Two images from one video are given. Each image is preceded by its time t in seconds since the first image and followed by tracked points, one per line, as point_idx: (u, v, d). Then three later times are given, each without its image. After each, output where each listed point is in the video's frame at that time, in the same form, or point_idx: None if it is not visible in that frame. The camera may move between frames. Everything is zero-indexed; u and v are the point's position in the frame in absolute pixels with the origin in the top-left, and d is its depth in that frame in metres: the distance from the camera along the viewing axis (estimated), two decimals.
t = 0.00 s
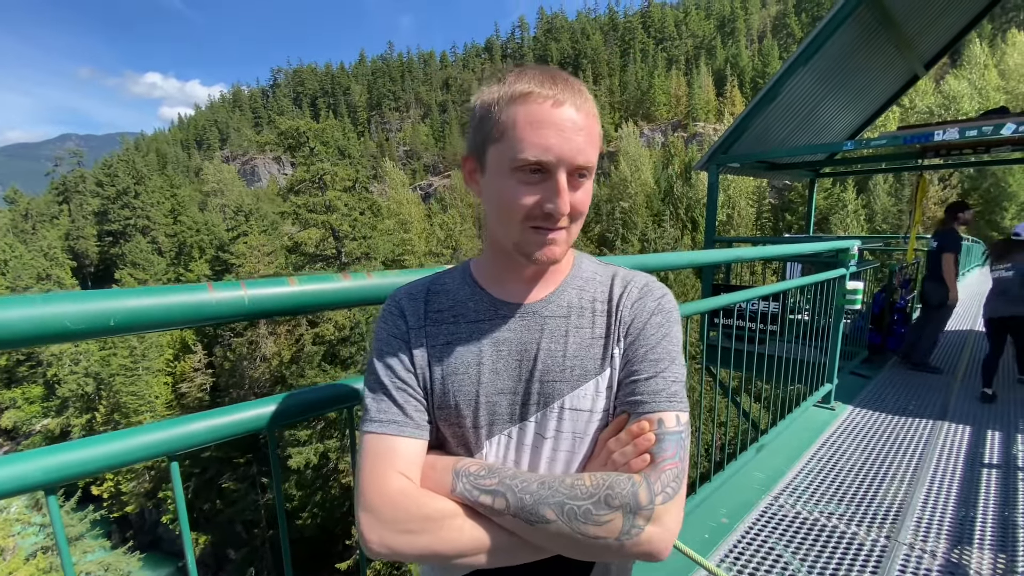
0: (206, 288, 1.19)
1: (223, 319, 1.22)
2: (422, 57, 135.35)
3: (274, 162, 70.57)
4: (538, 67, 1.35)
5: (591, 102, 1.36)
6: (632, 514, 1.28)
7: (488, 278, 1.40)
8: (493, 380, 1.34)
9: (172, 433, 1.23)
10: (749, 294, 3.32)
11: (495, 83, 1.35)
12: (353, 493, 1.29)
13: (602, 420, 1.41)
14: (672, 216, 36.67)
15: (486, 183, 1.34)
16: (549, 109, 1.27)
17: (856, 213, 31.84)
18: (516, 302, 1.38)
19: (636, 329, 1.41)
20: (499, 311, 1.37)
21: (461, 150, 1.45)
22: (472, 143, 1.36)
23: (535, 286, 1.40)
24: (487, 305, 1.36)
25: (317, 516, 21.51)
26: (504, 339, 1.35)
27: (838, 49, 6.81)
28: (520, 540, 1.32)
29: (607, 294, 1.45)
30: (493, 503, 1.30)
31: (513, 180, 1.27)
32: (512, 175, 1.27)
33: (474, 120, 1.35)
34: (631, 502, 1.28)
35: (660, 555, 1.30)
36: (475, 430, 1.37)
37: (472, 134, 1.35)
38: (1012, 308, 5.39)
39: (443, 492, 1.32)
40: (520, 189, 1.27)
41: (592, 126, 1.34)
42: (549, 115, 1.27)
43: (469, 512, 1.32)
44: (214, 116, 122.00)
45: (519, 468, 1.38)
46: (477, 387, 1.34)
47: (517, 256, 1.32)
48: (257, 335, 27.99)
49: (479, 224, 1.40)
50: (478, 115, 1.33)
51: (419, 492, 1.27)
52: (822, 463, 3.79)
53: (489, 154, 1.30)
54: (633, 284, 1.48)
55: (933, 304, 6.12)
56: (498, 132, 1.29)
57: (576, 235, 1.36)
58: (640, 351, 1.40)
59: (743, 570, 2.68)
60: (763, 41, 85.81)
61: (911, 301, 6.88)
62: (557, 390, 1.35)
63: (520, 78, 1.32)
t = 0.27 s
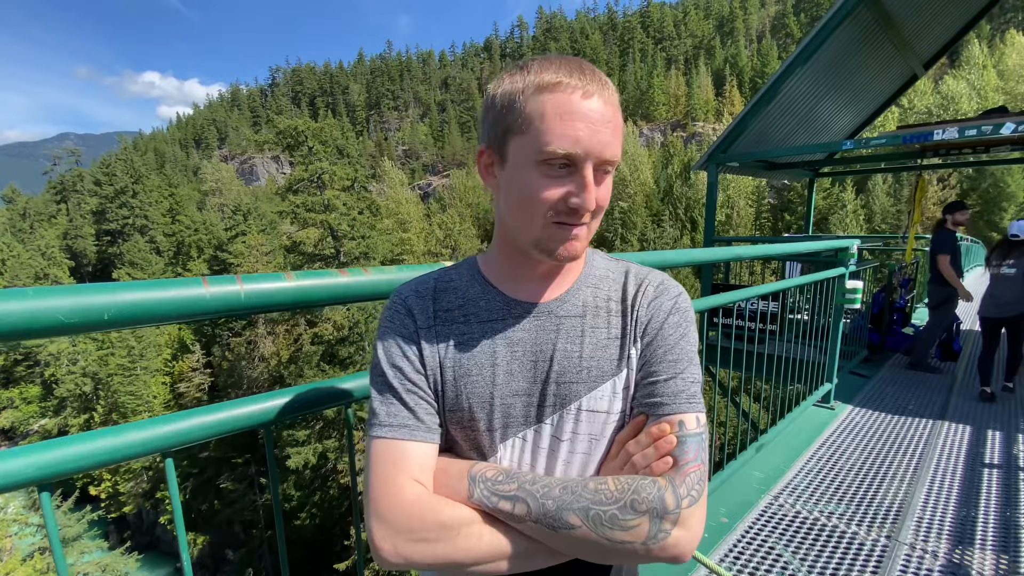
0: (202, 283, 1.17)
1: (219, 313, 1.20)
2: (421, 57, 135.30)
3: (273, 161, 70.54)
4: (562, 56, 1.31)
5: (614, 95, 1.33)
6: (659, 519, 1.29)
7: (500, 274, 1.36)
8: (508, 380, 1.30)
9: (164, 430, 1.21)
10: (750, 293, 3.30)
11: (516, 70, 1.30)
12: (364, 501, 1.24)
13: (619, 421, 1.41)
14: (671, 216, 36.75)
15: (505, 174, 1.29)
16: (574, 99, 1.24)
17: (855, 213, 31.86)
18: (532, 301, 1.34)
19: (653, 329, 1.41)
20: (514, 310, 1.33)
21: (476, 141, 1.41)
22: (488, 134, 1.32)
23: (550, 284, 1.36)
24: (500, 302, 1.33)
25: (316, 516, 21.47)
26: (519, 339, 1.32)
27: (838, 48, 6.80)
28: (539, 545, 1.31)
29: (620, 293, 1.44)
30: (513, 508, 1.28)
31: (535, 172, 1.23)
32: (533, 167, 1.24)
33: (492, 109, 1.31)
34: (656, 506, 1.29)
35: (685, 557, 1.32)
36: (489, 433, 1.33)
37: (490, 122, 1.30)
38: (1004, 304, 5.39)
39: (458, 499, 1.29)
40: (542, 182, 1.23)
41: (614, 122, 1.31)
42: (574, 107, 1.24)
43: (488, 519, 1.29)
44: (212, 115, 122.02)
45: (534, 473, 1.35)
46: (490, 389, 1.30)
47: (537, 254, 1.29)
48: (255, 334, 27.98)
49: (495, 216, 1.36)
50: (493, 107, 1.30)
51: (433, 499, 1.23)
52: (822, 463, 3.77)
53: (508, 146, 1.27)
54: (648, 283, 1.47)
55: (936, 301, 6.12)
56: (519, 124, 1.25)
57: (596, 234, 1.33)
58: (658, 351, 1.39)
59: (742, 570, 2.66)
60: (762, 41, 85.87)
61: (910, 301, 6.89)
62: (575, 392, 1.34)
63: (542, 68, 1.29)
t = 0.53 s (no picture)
0: (195, 285, 1.16)
1: (212, 315, 1.19)
2: (420, 56, 135.15)
3: (272, 161, 70.46)
4: (566, 59, 1.31)
5: (619, 97, 1.32)
6: (654, 518, 1.29)
7: (498, 274, 1.34)
8: (505, 381, 1.30)
9: (157, 432, 1.20)
10: (747, 294, 3.29)
11: (519, 72, 1.30)
12: (359, 502, 1.22)
13: (614, 422, 1.40)
14: (670, 216, 36.94)
15: (507, 175, 1.28)
16: (579, 102, 1.23)
17: (854, 214, 31.91)
18: (530, 302, 1.34)
19: (648, 329, 1.41)
20: (511, 311, 1.32)
21: (478, 141, 1.40)
22: (490, 136, 1.31)
23: (547, 285, 1.35)
24: (498, 304, 1.32)
25: (315, 516, 21.45)
26: (516, 341, 1.31)
27: (836, 49, 6.79)
28: (535, 546, 1.30)
29: (617, 293, 1.43)
30: (509, 509, 1.28)
31: (539, 176, 1.22)
32: (537, 169, 1.23)
33: (494, 109, 1.30)
34: (653, 504, 1.29)
35: (679, 555, 1.32)
36: (483, 434, 1.32)
37: (493, 123, 1.29)
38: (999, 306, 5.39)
39: (454, 500, 1.28)
40: (545, 185, 1.23)
41: (618, 125, 1.31)
42: (579, 110, 1.23)
43: (484, 520, 1.29)
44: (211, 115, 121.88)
45: (528, 473, 1.34)
46: (486, 390, 1.28)
47: (537, 257, 1.28)
48: (254, 334, 27.96)
49: (495, 218, 1.35)
50: (493, 109, 1.29)
51: (429, 502, 1.22)
52: (820, 464, 3.77)
53: (510, 150, 1.26)
54: (643, 284, 1.47)
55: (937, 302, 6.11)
56: (520, 126, 1.24)
57: (596, 236, 1.33)
58: (654, 352, 1.39)
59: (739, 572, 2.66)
60: (761, 41, 85.89)
61: (909, 302, 6.90)
62: (571, 394, 1.33)
63: (545, 70, 1.27)
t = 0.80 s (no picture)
0: (193, 280, 1.16)
1: (211, 311, 1.20)
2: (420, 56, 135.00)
3: (272, 161, 70.42)
4: (563, 59, 1.31)
5: (616, 95, 1.32)
6: (656, 510, 1.30)
7: (496, 271, 1.35)
8: (505, 378, 1.30)
9: (158, 428, 1.20)
10: (745, 293, 3.29)
11: (517, 70, 1.30)
12: (362, 498, 1.23)
13: (614, 418, 1.41)
14: (670, 216, 37.09)
15: (505, 175, 1.28)
16: (577, 102, 1.23)
17: (853, 213, 31.97)
18: (528, 299, 1.34)
19: (646, 327, 1.42)
20: (511, 309, 1.32)
21: (477, 139, 1.40)
22: (488, 133, 1.30)
23: (546, 283, 1.36)
24: (496, 302, 1.31)
25: (314, 516, 21.45)
26: (516, 339, 1.31)
27: (836, 48, 6.79)
28: (538, 540, 1.31)
29: (614, 291, 1.44)
30: (513, 504, 1.28)
31: (537, 173, 1.22)
32: (534, 166, 1.23)
33: (492, 108, 1.30)
34: (654, 498, 1.31)
35: (679, 545, 1.33)
36: (484, 430, 1.32)
37: (492, 121, 1.28)
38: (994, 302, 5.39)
39: (458, 496, 1.29)
40: (543, 183, 1.23)
41: (616, 123, 1.31)
42: (577, 109, 1.23)
43: (489, 516, 1.29)
44: (211, 115, 121.78)
45: (531, 468, 1.35)
46: (487, 387, 1.29)
47: (537, 255, 1.28)
48: (254, 334, 27.96)
49: (492, 217, 1.36)
50: (490, 109, 1.29)
51: (434, 498, 1.22)
52: (819, 462, 3.78)
53: (509, 147, 1.26)
54: (640, 282, 1.48)
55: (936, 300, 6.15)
56: (518, 126, 1.25)
57: (594, 234, 1.34)
58: (652, 349, 1.41)
59: (738, 569, 2.66)
60: (760, 41, 85.90)
61: (908, 301, 6.92)
62: (570, 390, 1.34)
63: (543, 69, 1.28)
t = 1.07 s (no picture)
0: (193, 288, 1.17)
1: (211, 319, 1.21)
2: (419, 56, 134.90)
3: (271, 161, 70.41)
4: (560, 67, 1.32)
5: (612, 105, 1.34)
6: (654, 511, 1.32)
7: (495, 279, 1.36)
8: (506, 383, 1.31)
9: (160, 434, 1.22)
10: (743, 295, 3.30)
11: (513, 81, 1.31)
12: (365, 503, 1.24)
13: (612, 421, 1.43)
14: (669, 216, 37.03)
15: (503, 181, 1.29)
16: (573, 111, 1.25)
17: (853, 213, 32.00)
18: (526, 305, 1.36)
19: (642, 331, 1.45)
20: (510, 315, 1.34)
21: (475, 147, 1.42)
22: (486, 140, 1.31)
23: (544, 288, 1.37)
24: (495, 308, 1.33)
25: (314, 516, 21.46)
26: (515, 344, 1.32)
27: (835, 49, 6.81)
28: (541, 542, 1.33)
29: (611, 296, 1.46)
30: (515, 507, 1.30)
31: (534, 181, 1.24)
32: (531, 176, 1.24)
33: (490, 116, 1.31)
34: (652, 499, 1.33)
35: (676, 545, 1.35)
36: (485, 435, 1.33)
37: (490, 130, 1.30)
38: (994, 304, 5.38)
39: (461, 501, 1.30)
40: (542, 190, 1.24)
41: (612, 131, 1.33)
42: (574, 118, 1.25)
43: (492, 519, 1.30)
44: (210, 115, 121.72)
45: (532, 470, 1.37)
46: (488, 393, 1.30)
47: (535, 262, 1.30)
48: (254, 334, 27.98)
49: (490, 226, 1.37)
50: (488, 117, 1.30)
51: (437, 502, 1.24)
52: (817, 463, 3.79)
53: (505, 155, 1.27)
54: (635, 288, 1.50)
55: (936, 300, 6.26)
56: (516, 134, 1.26)
57: (591, 241, 1.35)
58: (647, 354, 1.43)
59: (736, 570, 2.68)
60: (760, 41, 85.95)
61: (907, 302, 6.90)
62: (570, 394, 1.35)
63: (541, 78, 1.29)
